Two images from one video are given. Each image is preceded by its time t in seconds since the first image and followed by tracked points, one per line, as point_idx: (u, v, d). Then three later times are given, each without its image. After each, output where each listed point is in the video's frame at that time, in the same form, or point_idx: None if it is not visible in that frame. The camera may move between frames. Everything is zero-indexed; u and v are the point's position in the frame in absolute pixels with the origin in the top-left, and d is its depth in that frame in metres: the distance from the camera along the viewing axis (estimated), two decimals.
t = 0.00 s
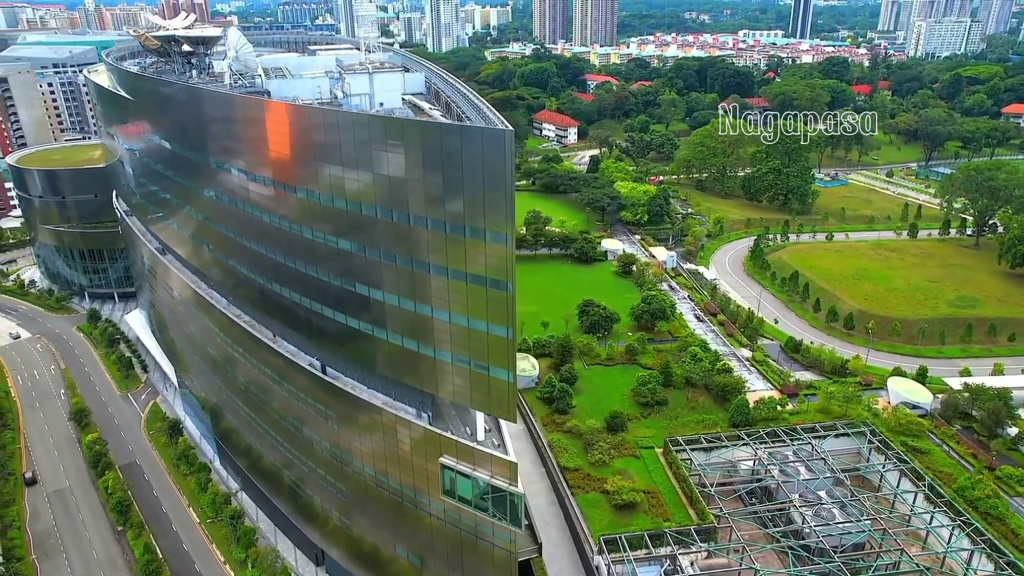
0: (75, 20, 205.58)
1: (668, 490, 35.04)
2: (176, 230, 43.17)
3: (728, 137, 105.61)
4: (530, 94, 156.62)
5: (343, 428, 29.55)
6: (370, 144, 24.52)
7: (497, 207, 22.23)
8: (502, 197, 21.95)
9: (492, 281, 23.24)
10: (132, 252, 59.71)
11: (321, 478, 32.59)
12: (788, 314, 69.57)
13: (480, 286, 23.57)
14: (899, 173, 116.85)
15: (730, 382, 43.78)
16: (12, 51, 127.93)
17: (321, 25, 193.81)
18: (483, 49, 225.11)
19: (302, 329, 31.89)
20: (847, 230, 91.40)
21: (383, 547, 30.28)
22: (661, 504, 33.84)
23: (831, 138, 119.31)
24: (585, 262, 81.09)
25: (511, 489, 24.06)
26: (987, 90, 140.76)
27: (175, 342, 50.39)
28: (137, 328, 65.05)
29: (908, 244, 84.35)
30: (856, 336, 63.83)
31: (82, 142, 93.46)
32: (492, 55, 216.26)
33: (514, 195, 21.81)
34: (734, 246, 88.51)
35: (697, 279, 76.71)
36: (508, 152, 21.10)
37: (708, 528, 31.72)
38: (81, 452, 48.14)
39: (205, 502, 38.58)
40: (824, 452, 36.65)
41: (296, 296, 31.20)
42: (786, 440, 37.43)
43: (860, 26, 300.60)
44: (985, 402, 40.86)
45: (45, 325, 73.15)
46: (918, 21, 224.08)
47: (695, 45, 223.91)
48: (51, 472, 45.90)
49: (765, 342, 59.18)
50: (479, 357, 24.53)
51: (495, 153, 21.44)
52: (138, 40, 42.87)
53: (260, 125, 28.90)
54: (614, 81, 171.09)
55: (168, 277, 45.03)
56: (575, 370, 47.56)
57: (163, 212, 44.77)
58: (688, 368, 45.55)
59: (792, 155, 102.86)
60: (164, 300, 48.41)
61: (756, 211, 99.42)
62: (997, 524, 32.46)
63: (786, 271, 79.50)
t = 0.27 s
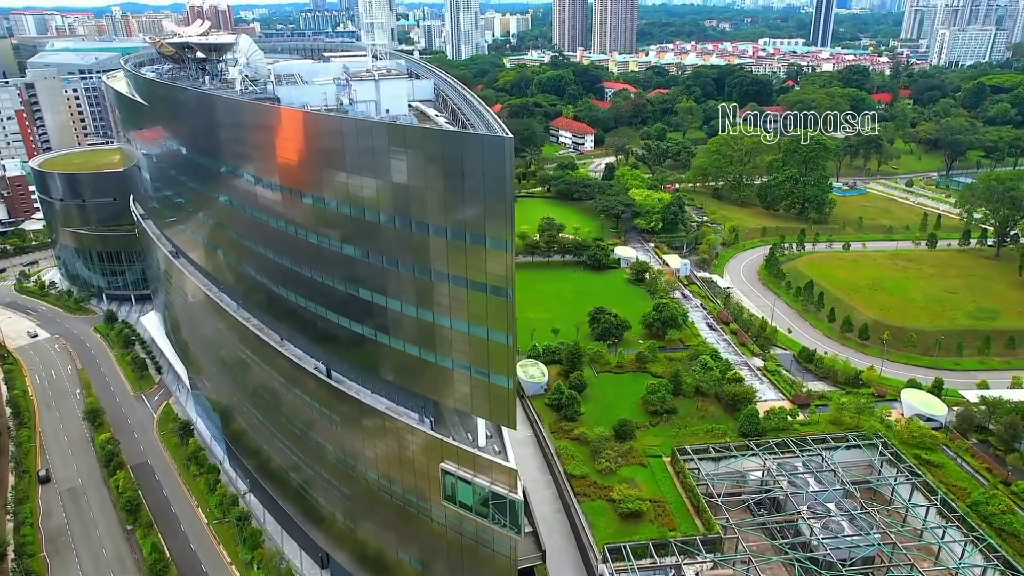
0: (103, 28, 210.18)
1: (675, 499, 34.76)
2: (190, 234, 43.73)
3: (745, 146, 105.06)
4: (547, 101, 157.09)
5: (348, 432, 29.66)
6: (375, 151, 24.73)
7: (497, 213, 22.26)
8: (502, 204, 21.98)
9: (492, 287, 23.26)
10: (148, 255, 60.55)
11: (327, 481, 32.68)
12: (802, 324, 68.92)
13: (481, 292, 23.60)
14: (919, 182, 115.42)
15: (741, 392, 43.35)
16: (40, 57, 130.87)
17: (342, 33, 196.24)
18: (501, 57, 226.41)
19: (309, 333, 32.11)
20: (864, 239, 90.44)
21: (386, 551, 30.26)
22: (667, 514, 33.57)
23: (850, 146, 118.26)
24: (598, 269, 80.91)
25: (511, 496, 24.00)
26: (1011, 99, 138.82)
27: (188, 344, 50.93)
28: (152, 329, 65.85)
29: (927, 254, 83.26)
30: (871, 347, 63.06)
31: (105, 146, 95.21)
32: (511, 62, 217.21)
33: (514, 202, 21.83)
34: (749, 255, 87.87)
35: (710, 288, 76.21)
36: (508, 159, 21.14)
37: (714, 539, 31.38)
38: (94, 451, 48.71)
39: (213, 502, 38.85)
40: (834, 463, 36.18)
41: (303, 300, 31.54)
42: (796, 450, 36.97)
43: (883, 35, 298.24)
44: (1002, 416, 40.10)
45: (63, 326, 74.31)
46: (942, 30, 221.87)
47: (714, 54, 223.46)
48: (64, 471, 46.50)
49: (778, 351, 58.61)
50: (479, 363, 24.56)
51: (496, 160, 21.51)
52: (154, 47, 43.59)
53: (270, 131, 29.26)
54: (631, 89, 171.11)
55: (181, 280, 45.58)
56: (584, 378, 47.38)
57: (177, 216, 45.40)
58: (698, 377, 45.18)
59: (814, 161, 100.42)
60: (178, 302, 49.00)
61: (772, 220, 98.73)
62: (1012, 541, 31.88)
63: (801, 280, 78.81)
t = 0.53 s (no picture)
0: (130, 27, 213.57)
1: (683, 503, 34.53)
2: (204, 231, 44.25)
3: (764, 148, 104.31)
4: (566, 101, 156.89)
5: (354, 429, 29.82)
6: (380, 150, 24.87)
7: (498, 214, 22.27)
8: (504, 204, 21.99)
9: (493, 288, 23.26)
10: (166, 251, 61.31)
11: (334, 478, 32.83)
12: (818, 328, 68.12)
13: (482, 292, 23.62)
14: (943, 186, 113.58)
15: (752, 396, 42.93)
16: (69, 56, 133.30)
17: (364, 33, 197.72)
18: (521, 58, 226.60)
19: (317, 331, 32.32)
20: (884, 243, 89.18)
21: (390, 549, 30.34)
22: (674, 518, 33.36)
23: (871, 149, 116.74)
24: (612, 271, 80.58)
25: (511, 497, 23.97)
26: None
27: (203, 340, 51.47)
28: (169, 325, 66.66)
29: (948, 259, 81.92)
30: (887, 352, 62.16)
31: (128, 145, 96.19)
32: (531, 63, 217.29)
33: (515, 202, 21.83)
34: (765, 258, 87.03)
35: (725, 290, 75.58)
36: (509, 159, 21.13)
37: (720, 544, 31.14)
38: (109, 445, 49.41)
39: (223, 497, 39.23)
40: (845, 470, 35.73)
41: (310, 299, 31.81)
42: (806, 456, 36.56)
43: (910, 36, 294.02)
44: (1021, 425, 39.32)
45: (83, 321, 75.47)
46: (970, 31, 218.18)
47: (736, 55, 221.80)
48: (80, 463, 47.21)
49: (792, 356, 57.95)
50: (480, 363, 24.57)
51: (497, 161, 21.52)
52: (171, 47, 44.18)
53: (280, 131, 29.57)
54: (651, 90, 170.39)
55: (195, 276, 46.14)
56: (595, 380, 47.19)
57: (193, 215, 45.98)
58: (708, 381, 44.80)
59: (834, 164, 97.43)
60: (193, 298, 49.62)
61: (791, 223, 97.74)
62: None
63: (818, 284, 77.92)
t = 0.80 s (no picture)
0: (156, 27, 217.02)
1: (690, 507, 34.29)
2: (218, 229, 44.75)
3: (784, 150, 103.35)
4: (585, 101, 156.61)
5: (360, 427, 29.95)
6: (385, 151, 25.05)
7: (499, 214, 22.29)
8: (506, 205, 22.03)
9: (495, 289, 23.30)
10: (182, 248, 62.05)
11: (340, 476, 32.98)
12: (833, 332, 67.31)
13: (484, 293, 23.65)
14: (966, 190, 111.65)
15: (763, 400, 42.49)
16: (95, 55, 135.67)
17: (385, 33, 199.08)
18: (541, 57, 226.47)
19: (325, 329, 32.53)
20: (904, 247, 87.87)
21: (395, 547, 30.34)
22: (680, 521, 33.14)
23: (892, 152, 115.13)
24: (627, 272, 80.25)
25: (512, 498, 23.94)
26: None
27: (217, 336, 52.01)
28: (184, 321, 67.49)
29: (969, 264, 80.51)
30: (903, 358, 61.27)
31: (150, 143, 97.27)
32: (551, 63, 217.17)
33: (516, 203, 21.86)
34: (782, 261, 86.15)
35: (740, 293, 74.91)
36: (511, 159, 21.19)
37: (726, 549, 30.89)
38: (124, 438, 50.09)
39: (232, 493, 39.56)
40: (856, 477, 35.27)
41: (318, 297, 32.11)
42: (816, 462, 36.15)
43: (937, 37, 289.48)
44: None
45: (102, 315, 76.64)
46: (999, 31, 214.15)
47: (758, 56, 219.87)
48: (95, 456, 47.94)
49: (806, 360, 57.27)
50: (482, 363, 24.60)
51: (499, 162, 21.58)
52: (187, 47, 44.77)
53: (290, 129, 29.84)
54: (671, 90, 169.49)
55: (209, 274, 46.68)
56: (605, 381, 47.01)
57: (207, 213, 46.55)
58: (719, 384, 44.41)
59: (854, 166, 97.03)
60: (207, 295, 50.16)
61: (809, 225, 96.68)
62: None
63: (835, 288, 77.03)
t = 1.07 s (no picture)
0: (181, 27, 219.93)
1: (696, 511, 34.09)
2: (232, 227, 45.26)
3: (802, 151, 102.17)
4: (603, 102, 156.09)
5: (366, 425, 30.11)
6: (389, 151, 25.21)
7: (501, 215, 22.32)
8: (506, 205, 22.05)
9: (496, 289, 23.32)
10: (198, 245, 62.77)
11: (347, 473, 33.15)
12: (849, 337, 66.50)
13: (485, 293, 23.69)
14: (990, 193, 109.74)
15: (774, 404, 42.06)
16: (121, 54, 137.90)
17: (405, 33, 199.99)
18: (561, 57, 225.96)
19: (333, 328, 32.74)
20: (924, 251, 86.61)
21: (400, 545, 30.39)
22: (687, 525, 32.95)
23: (914, 154, 113.50)
24: (641, 273, 79.87)
25: (513, 498, 23.93)
26: None
27: (230, 333, 52.52)
28: (200, 317, 68.23)
29: (990, 269, 79.14)
30: (920, 363, 60.40)
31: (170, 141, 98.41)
32: (571, 63, 216.64)
33: (517, 204, 21.88)
34: (798, 264, 85.25)
35: (754, 295, 74.27)
36: (512, 160, 21.21)
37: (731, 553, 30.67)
38: (138, 432, 50.75)
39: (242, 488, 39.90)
40: (867, 483, 34.84)
41: (325, 296, 32.40)
42: (827, 468, 35.78)
43: (965, 37, 284.62)
44: None
45: (120, 311, 77.70)
46: None
47: (780, 56, 217.69)
48: (109, 449, 48.63)
49: (820, 364, 56.59)
50: (483, 364, 24.65)
51: (500, 163, 21.62)
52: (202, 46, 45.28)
53: (300, 129, 30.12)
54: (690, 91, 168.38)
55: (223, 271, 47.21)
56: (614, 383, 46.82)
57: (222, 211, 47.12)
58: (729, 387, 44.05)
59: (873, 169, 94.74)
60: (221, 292, 50.72)
61: (827, 228, 95.56)
62: None
63: (852, 291, 76.09)
